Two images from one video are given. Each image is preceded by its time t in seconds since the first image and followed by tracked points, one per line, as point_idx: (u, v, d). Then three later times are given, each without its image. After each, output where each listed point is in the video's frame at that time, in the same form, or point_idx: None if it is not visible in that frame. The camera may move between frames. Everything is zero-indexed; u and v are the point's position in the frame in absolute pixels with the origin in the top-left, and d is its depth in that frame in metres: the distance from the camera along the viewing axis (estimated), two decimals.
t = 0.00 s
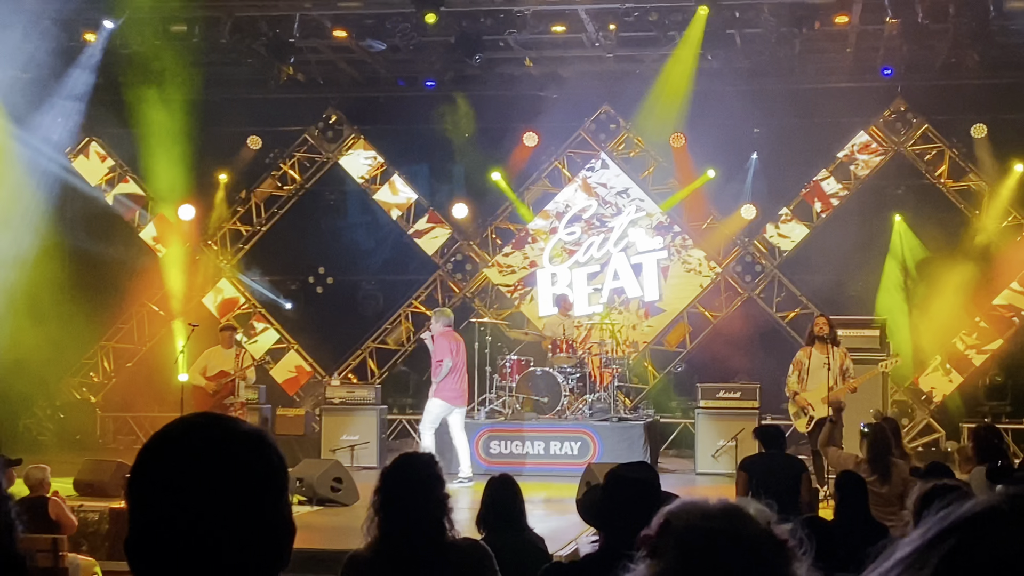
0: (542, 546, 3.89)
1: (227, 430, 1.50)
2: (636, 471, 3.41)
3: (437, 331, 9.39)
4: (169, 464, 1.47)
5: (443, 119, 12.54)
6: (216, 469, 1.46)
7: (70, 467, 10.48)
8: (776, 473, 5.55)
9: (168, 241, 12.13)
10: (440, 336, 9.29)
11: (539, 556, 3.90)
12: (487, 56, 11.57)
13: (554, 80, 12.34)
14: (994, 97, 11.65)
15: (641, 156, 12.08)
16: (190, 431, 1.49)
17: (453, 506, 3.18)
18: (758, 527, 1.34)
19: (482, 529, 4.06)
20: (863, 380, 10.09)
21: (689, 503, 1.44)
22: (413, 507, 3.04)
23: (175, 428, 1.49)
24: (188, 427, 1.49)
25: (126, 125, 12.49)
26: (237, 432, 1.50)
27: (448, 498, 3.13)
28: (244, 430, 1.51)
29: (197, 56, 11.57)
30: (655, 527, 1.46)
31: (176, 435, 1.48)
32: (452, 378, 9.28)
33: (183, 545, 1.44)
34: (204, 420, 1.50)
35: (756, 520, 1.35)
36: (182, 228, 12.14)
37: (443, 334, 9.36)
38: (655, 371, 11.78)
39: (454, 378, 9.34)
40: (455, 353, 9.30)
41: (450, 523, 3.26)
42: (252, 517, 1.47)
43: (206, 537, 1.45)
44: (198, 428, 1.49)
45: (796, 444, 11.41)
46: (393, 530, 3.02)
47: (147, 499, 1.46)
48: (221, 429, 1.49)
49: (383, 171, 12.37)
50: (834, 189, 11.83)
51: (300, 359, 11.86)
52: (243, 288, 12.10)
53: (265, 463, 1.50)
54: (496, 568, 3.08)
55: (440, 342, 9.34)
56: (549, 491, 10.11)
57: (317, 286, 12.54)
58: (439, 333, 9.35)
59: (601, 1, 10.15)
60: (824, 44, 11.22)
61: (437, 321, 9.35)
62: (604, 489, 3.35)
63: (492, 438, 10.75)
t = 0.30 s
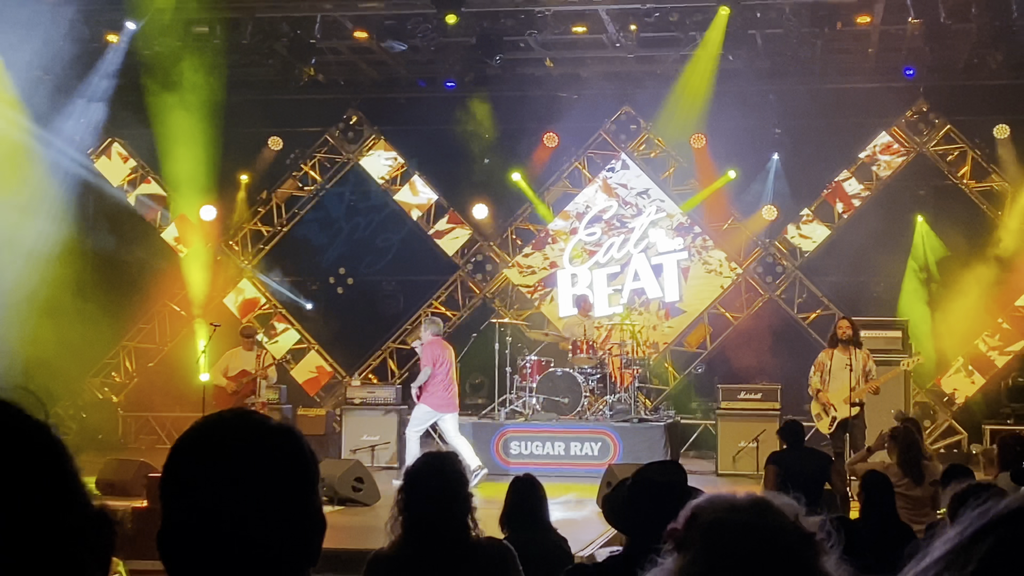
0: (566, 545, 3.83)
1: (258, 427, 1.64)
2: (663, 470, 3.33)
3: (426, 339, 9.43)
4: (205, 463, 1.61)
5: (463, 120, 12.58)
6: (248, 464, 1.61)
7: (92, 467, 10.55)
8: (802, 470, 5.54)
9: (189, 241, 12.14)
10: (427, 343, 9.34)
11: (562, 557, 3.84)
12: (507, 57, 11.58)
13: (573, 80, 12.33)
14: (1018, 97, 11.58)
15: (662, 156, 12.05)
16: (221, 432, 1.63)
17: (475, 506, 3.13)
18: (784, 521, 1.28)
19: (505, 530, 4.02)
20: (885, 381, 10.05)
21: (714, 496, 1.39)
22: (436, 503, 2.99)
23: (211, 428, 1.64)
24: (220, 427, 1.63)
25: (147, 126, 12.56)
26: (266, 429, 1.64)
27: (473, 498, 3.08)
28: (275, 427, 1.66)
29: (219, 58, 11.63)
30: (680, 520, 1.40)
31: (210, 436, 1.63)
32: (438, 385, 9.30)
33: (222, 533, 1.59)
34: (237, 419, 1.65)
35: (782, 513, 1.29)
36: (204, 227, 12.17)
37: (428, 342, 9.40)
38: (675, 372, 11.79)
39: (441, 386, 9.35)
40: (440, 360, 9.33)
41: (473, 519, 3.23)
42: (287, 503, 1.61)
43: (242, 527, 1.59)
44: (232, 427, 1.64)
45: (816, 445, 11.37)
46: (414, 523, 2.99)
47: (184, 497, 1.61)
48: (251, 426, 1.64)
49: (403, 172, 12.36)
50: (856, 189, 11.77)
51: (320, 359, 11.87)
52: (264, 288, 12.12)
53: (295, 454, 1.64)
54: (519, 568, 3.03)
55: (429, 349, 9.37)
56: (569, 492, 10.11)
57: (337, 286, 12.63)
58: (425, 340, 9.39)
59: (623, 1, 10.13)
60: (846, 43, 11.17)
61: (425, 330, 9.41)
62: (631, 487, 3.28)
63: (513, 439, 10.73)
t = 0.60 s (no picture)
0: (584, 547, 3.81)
1: (291, 431, 1.58)
2: (688, 472, 3.18)
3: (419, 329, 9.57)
4: (238, 471, 1.56)
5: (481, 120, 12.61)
6: (279, 473, 1.55)
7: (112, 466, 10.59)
8: (829, 471, 5.52)
9: (209, 241, 12.17)
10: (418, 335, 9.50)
11: (581, 558, 3.78)
12: (525, 57, 11.57)
13: (593, 81, 12.32)
14: None
15: (681, 157, 12.03)
16: (253, 437, 1.58)
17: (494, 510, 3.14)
18: (812, 528, 1.28)
19: (521, 531, 3.97)
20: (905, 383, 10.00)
21: (742, 503, 1.40)
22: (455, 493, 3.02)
23: (247, 432, 1.59)
24: (252, 433, 1.58)
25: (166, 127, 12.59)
26: (302, 434, 1.58)
27: (492, 500, 3.11)
28: (312, 432, 1.60)
29: (238, 57, 11.66)
30: (708, 525, 1.42)
31: (243, 442, 1.58)
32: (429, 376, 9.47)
33: (253, 543, 1.54)
34: (272, 422, 1.59)
35: (807, 521, 1.29)
36: (222, 227, 12.19)
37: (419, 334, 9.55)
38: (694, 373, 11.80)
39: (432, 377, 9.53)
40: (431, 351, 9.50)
41: (496, 520, 3.23)
42: (318, 512, 1.55)
43: (274, 535, 1.54)
44: (265, 430, 1.58)
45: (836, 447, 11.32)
46: (433, 511, 3.01)
47: (217, 503, 1.57)
48: (285, 430, 1.58)
49: (422, 172, 12.34)
50: (876, 190, 11.71)
51: (338, 359, 11.87)
52: (283, 289, 12.13)
53: (330, 460, 1.57)
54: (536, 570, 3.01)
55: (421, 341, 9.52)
56: (587, 493, 10.09)
57: (356, 286, 12.63)
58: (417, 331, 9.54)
59: (643, 2, 10.11)
60: (866, 44, 11.12)
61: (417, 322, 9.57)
62: (656, 488, 3.12)
63: (531, 439, 10.75)
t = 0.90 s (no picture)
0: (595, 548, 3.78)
1: (305, 433, 1.56)
2: (703, 476, 3.06)
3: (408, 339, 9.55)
4: (255, 474, 1.54)
5: (495, 122, 12.61)
6: (293, 479, 1.53)
7: (124, 464, 10.63)
8: (841, 473, 5.47)
9: (223, 242, 12.13)
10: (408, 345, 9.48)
11: (592, 563, 3.76)
12: (539, 59, 11.55)
13: (608, 84, 12.29)
14: None
15: (695, 160, 12.05)
16: (268, 440, 1.56)
17: (508, 510, 3.11)
18: (842, 533, 1.36)
19: (533, 533, 3.95)
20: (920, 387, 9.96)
21: (774, 500, 1.49)
22: (462, 491, 3.01)
23: (264, 433, 1.57)
24: (264, 434, 1.56)
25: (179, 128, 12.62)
26: (319, 434, 1.56)
27: (504, 499, 3.06)
28: (328, 432, 1.58)
29: (253, 59, 11.69)
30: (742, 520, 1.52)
31: (257, 448, 1.56)
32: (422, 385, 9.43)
33: (272, 549, 1.53)
34: (287, 425, 1.57)
35: (836, 518, 1.39)
36: (236, 228, 12.15)
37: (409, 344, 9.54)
38: (707, 377, 11.80)
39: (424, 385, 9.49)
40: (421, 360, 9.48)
41: (506, 521, 3.22)
42: (334, 518, 1.54)
43: (294, 539, 1.52)
44: (281, 432, 1.56)
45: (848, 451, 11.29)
46: (444, 512, 2.99)
47: (231, 505, 1.55)
48: (299, 432, 1.56)
49: (436, 174, 12.28)
50: (890, 195, 11.64)
51: (351, 360, 11.81)
52: (296, 289, 12.07)
53: (348, 461, 1.56)
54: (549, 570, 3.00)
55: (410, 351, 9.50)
56: (599, 496, 10.07)
57: (369, 287, 12.62)
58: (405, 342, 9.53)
59: (657, 5, 10.11)
60: (881, 48, 11.09)
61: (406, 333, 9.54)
62: (670, 488, 3.01)
63: (543, 442, 10.73)
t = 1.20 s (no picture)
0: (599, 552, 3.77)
1: (305, 435, 1.43)
2: (704, 480, 3.07)
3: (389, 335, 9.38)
4: (249, 476, 1.42)
5: (500, 123, 12.60)
6: (288, 485, 1.41)
7: (126, 464, 10.60)
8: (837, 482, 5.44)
9: (227, 242, 12.11)
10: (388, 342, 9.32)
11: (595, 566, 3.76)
12: (546, 61, 11.54)
13: (614, 86, 12.28)
14: None
15: (701, 163, 12.07)
16: (263, 439, 1.43)
17: (510, 511, 3.10)
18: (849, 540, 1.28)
19: (537, 535, 3.91)
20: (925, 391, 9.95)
21: (778, 507, 1.41)
22: (469, 490, 2.99)
23: (262, 429, 1.44)
24: (256, 435, 1.44)
25: (182, 127, 12.60)
26: (320, 435, 1.44)
27: (507, 499, 3.05)
28: (331, 433, 1.46)
29: (260, 58, 11.71)
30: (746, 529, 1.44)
31: (251, 450, 1.43)
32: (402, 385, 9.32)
33: (262, 556, 1.40)
34: (288, 421, 1.44)
35: (844, 528, 1.31)
36: (240, 228, 12.13)
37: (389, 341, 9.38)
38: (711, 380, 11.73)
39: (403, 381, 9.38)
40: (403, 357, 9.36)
41: (507, 522, 3.21)
42: (330, 528, 1.41)
43: (287, 548, 1.40)
44: (280, 430, 1.43)
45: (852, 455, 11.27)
46: (446, 512, 2.98)
47: (224, 510, 1.43)
48: (299, 432, 1.43)
49: (441, 175, 12.31)
50: (895, 199, 11.66)
51: (355, 360, 11.82)
52: (300, 290, 12.09)
53: (349, 465, 1.43)
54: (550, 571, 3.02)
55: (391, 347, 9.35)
56: (602, 498, 10.06)
57: (374, 288, 12.59)
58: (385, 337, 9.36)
59: (663, 7, 10.11)
60: (887, 51, 11.07)
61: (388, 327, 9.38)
62: (674, 493, 3.02)
63: (547, 444, 10.72)
